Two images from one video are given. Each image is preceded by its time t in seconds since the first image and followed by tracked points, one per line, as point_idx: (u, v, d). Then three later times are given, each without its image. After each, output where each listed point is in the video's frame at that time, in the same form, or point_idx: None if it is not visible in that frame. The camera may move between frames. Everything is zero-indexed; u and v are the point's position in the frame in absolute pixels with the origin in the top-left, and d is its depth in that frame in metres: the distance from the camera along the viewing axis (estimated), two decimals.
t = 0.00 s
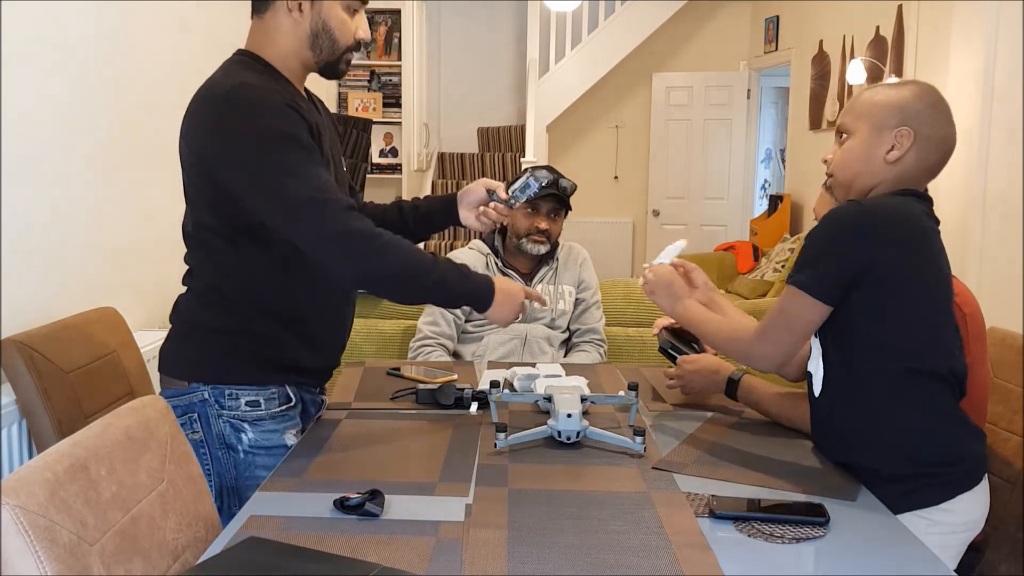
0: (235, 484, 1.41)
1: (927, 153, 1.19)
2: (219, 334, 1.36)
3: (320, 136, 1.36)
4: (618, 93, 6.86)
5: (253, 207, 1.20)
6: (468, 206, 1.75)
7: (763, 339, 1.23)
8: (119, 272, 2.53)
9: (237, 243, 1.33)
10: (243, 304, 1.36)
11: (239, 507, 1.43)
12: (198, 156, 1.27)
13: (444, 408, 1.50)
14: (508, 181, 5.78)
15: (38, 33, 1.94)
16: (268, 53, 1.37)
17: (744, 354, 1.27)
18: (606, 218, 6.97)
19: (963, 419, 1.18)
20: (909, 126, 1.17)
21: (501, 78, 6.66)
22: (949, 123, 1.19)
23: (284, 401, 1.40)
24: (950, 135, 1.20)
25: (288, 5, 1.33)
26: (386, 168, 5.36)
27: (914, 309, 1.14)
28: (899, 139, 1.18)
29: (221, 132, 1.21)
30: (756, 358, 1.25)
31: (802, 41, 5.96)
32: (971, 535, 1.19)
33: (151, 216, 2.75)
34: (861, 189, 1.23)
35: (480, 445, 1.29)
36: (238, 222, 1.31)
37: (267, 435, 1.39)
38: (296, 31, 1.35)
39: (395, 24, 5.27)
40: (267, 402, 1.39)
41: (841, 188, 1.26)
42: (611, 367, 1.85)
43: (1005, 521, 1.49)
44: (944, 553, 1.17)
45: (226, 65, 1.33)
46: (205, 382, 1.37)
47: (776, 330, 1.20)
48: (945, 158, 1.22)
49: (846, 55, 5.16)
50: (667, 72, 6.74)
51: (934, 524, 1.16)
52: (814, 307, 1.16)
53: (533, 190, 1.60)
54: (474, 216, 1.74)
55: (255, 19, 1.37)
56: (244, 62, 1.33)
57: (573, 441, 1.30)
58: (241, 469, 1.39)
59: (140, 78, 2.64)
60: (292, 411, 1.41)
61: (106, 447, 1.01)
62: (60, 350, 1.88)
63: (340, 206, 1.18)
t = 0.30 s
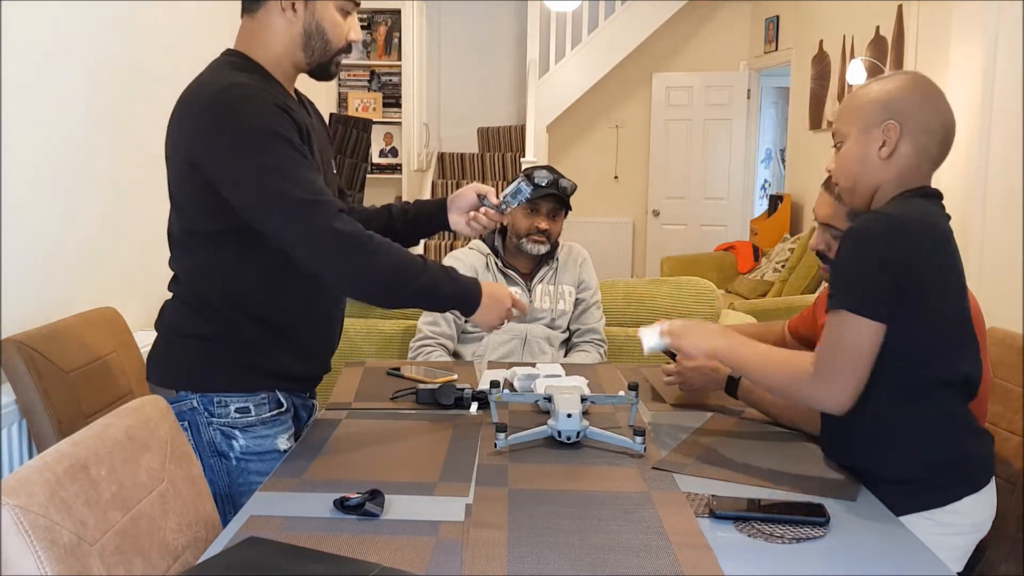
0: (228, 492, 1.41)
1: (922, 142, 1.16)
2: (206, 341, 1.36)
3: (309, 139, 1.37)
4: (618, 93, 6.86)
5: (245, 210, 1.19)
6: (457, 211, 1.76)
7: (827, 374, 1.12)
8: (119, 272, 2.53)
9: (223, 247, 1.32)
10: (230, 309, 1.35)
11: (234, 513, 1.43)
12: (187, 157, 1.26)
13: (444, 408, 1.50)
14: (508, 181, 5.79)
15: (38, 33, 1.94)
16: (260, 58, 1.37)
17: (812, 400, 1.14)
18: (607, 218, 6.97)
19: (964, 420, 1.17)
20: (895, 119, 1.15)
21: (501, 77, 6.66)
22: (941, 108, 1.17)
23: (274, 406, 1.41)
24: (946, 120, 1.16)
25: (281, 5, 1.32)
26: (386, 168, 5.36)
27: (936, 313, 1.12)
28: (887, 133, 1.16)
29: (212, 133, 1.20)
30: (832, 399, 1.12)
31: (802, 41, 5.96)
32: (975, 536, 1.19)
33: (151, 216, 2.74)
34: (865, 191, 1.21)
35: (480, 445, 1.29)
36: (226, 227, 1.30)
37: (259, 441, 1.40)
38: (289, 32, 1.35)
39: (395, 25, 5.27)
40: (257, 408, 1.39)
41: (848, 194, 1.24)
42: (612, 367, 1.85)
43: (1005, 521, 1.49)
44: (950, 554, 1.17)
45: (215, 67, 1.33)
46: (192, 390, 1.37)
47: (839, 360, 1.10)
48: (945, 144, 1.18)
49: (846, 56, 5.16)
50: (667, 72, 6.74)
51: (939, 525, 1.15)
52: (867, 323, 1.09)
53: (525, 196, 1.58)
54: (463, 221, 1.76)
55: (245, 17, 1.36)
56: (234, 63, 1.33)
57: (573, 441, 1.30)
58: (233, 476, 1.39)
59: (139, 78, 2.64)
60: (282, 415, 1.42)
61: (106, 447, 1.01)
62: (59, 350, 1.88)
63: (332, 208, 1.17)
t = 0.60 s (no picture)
0: (227, 498, 1.42)
1: (906, 142, 1.13)
2: (194, 347, 1.35)
3: (293, 141, 1.36)
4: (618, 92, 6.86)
5: (221, 217, 1.19)
6: (451, 212, 1.75)
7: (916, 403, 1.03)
8: (118, 272, 2.53)
9: (208, 250, 1.31)
10: (215, 314, 1.34)
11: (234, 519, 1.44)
12: (168, 159, 1.26)
13: (444, 408, 1.50)
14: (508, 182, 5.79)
15: (38, 33, 1.94)
16: (245, 55, 1.37)
17: (908, 436, 1.05)
18: (607, 218, 6.97)
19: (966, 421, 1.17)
20: (873, 122, 1.13)
21: (501, 77, 6.66)
22: (925, 103, 1.13)
23: (271, 411, 1.41)
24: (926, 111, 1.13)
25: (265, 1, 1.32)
26: (386, 168, 5.37)
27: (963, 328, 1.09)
28: (867, 138, 1.14)
29: (192, 136, 1.20)
30: (932, 425, 1.03)
31: (801, 41, 5.96)
32: (984, 538, 1.18)
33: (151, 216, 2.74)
34: (855, 197, 1.19)
35: (480, 445, 1.29)
36: (208, 231, 1.30)
37: (256, 446, 1.41)
38: (273, 27, 1.35)
39: (395, 25, 5.27)
40: (254, 413, 1.39)
41: (840, 200, 1.22)
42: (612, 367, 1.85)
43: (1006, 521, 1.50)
44: (958, 557, 1.16)
45: (197, 66, 1.33)
46: (188, 398, 1.36)
47: (917, 382, 1.03)
48: (932, 139, 1.15)
49: (846, 56, 5.16)
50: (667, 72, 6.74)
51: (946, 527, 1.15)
52: (933, 339, 1.02)
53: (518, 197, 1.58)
54: (456, 223, 1.75)
55: (229, 15, 1.36)
56: (217, 62, 1.33)
57: (573, 441, 1.30)
58: (232, 483, 1.40)
59: (138, 77, 2.64)
60: (279, 420, 1.42)
61: (106, 447, 1.01)
62: (59, 350, 1.88)
63: (303, 219, 1.17)
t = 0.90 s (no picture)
0: (230, 503, 1.41)
1: (877, 146, 1.13)
2: (192, 349, 1.35)
3: (288, 140, 1.36)
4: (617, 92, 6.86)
5: (214, 219, 1.20)
6: (448, 214, 1.75)
7: (933, 403, 1.03)
8: (118, 272, 2.53)
9: (204, 252, 1.31)
10: (212, 315, 1.34)
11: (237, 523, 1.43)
12: (164, 159, 1.26)
13: (444, 408, 1.50)
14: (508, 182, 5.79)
15: (38, 34, 1.94)
16: (243, 54, 1.37)
17: (927, 436, 1.04)
18: (606, 218, 6.98)
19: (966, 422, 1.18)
20: (843, 128, 1.13)
21: (501, 77, 6.66)
22: (897, 109, 1.14)
23: (273, 414, 1.42)
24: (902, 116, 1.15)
25: None
26: (386, 168, 5.37)
27: (964, 333, 1.09)
28: (838, 144, 1.14)
29: (185, 137, 1.20)
30: (950, 423, 1.03)
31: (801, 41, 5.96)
32: (988, 538, 1.19)
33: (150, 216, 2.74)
34: (830, 202, 1.19)
35: (480, 445, 1.29)
36: (204, 233, 1.30)
37: (259, 450, 1.40)
38: (272, 27, 1.35)
39: (395, 25, 5.27)
40: (257, 417, 1.39)
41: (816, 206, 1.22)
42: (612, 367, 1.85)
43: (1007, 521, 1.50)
44: (963, 558, 1.17)
45: (193, 63, 1.32)
46: (190, 402, 1.36)
47: (932, 383, 1.02)
48: (902, 143, 1.16)
49: (846, 56, 5.16)
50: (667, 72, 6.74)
51: (951, 527, 1.15)
52: (945, 338, 1.02)
53: (515, 200, 1.57)
54: (453, 225, 1.74)
55: (227, 14, 1.36)
56: (214, 59, 1.32)
57: (573, 441, 1.30)
58: (234, 486, 1.39)
59: (138, 77, 2.64)
60: (281, 423, 1.43)
61: (106, 447, 1.01)
62: (59, 350, 1.88)
63: (293, 224, 1.18)
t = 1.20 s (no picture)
0: (225, 503, 1.41)
1: (850, 149, 1.12)
2: (191, 353, 1.35)
3: (287, 138, 1.36)
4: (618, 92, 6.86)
5: (212, 219, 1.20)
6: (443, 215, 1.75)
7: (882, 407, 1.02)
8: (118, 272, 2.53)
9: (203, 252, 1.31)
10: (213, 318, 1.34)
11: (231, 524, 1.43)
12: (163, 156, 1.26)
13: (444, 408, 1.50)
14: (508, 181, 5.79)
15: (39, 34, 1.94)
16: (243, 51, 1.36)
17: (874, 441, 1.04)
18: (607, 218, 6.98)
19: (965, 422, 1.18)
20: (813, 136, 1.13)
21: (501, 77, 6.66)
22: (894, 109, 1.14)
23: (270, 414, 1.42)
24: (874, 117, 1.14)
25: None
26: (386, 168, 5.37)
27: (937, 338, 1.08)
28: (811, 152, 1.14)
29: (184, 135, 1.20)
30: (897, 429, 1.02)
31: (802, 41, 5.96)
32: (976, 538, 1.19)
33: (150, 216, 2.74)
34: (816, 208, 1.18)
35: (480, 445, 1.29)
36: (203, 233, 1.30)
37: (256, 451, 1.40)
38: (272, 25, 1.35)
39: (396, 24, 5.27)
40: (254, 417, 1.39)
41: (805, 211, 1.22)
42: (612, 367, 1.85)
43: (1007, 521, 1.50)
44: (953, 556, 1.17)
45: (191, 61, 1.32)
46: (188, 402, 1.36)
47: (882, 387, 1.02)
48: (878, 143, 1.14)
49: (846, 56, 5.16)
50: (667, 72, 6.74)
51: (941, 526, 1.15)
52: (897, 344, 1.01)
53: (512, 201, 1.58)
54: (449, 227, 1.74)
55: (226, 9, 1.35)
56: (213, 56, 1.32)
57: (573, 441, 1.30)
58: (231, 487, 1.39)
59: (139, 77, 2.64)
60: (278, 423, 1.43)
61: (106, 447, 1.01)
62: (59, 350, 1.88)
63: (291, 225, 1.18)
